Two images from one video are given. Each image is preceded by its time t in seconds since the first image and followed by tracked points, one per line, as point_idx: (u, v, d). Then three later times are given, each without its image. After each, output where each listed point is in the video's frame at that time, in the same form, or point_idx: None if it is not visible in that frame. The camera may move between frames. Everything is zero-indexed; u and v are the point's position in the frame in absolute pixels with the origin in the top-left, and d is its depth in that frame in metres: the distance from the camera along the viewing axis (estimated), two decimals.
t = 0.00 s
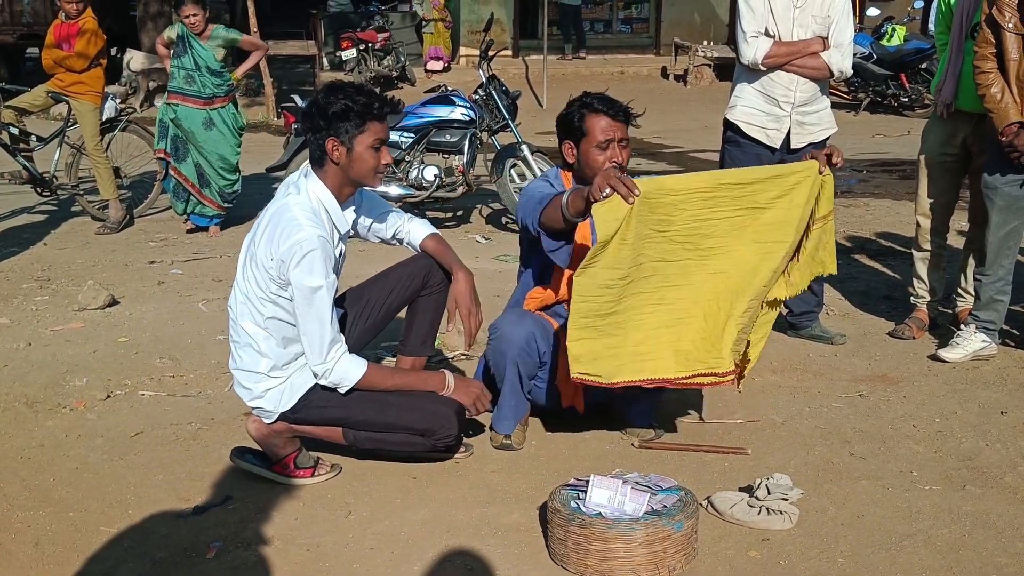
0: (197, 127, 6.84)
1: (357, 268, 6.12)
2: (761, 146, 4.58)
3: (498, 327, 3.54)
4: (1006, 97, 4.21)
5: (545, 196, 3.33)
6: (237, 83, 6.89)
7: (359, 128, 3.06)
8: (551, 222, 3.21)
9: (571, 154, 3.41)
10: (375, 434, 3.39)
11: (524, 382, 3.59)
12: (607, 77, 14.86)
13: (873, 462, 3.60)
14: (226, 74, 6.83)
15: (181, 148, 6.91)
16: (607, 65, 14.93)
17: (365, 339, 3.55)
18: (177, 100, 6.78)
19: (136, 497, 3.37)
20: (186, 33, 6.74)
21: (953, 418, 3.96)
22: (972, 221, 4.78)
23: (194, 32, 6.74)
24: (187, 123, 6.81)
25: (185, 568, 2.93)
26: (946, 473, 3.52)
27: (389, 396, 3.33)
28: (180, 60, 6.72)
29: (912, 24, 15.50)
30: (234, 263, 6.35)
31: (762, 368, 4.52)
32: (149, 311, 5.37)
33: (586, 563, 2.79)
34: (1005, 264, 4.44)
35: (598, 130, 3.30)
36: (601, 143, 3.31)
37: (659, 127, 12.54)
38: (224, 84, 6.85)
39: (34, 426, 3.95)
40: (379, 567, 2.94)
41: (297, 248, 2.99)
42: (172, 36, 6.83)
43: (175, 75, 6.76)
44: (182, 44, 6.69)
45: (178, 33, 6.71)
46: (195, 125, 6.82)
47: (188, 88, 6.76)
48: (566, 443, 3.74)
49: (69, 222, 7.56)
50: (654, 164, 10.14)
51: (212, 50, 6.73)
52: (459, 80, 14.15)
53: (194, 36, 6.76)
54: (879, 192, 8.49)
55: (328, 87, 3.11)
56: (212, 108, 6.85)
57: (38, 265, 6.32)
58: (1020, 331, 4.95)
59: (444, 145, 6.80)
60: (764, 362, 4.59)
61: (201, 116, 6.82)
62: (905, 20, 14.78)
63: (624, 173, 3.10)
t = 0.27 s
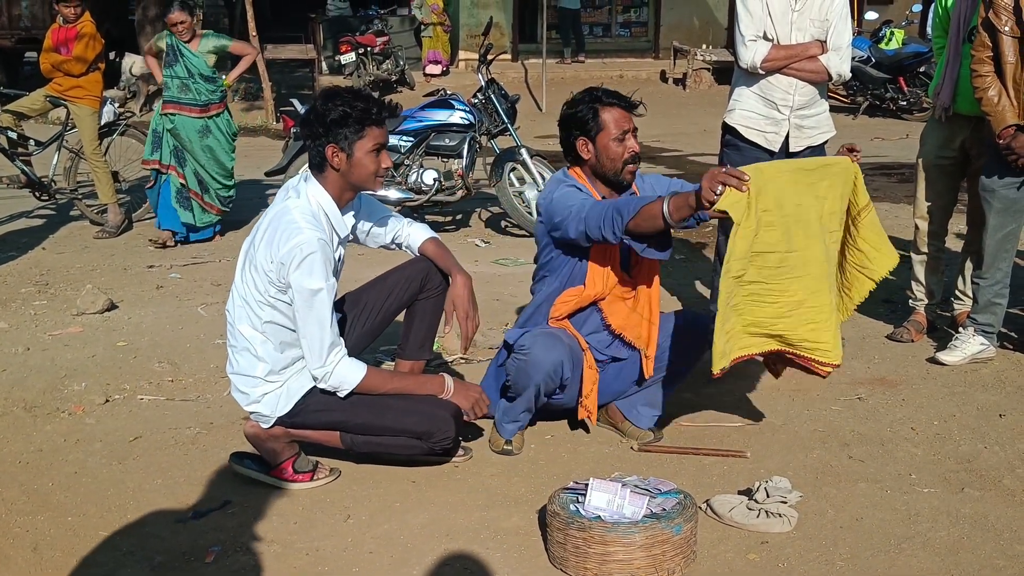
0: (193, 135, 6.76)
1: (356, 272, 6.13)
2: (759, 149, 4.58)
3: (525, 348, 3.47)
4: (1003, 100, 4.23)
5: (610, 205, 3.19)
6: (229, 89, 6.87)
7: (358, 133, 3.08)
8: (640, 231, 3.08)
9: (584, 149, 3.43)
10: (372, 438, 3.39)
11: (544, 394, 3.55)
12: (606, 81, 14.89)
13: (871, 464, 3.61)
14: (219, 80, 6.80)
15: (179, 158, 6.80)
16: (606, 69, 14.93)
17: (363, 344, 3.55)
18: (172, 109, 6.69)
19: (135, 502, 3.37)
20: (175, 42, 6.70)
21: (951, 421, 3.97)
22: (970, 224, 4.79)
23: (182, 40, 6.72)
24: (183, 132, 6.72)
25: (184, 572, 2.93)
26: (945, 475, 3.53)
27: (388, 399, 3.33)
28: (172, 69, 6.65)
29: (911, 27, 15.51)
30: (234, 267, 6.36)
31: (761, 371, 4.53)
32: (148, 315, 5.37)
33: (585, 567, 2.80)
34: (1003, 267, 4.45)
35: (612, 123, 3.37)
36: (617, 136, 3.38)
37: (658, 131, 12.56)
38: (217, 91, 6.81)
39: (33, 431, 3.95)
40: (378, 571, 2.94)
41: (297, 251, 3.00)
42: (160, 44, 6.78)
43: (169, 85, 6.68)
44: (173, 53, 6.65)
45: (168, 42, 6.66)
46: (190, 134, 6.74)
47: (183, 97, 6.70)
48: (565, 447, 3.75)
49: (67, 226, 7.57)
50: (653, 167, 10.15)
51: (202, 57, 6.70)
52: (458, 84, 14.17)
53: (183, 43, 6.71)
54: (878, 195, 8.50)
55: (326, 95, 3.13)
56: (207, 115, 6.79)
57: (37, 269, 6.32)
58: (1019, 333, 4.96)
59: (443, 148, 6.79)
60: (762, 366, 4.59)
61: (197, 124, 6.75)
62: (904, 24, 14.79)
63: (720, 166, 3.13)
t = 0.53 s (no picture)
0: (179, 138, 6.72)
1: (354, 275, 6.13)
2: (757, 153, 4.58)
3: (557, 371, 3.43)
4: (1000, 104, 4.23)
5: (645, 198, 3.18)
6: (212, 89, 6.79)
7: (359, 133, 3.08)
8: (676, 225, 3.08)
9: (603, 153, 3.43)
10: (369, 441, 3.38)
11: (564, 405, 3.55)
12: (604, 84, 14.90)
13: (869, 468, 3.61)
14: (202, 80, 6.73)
15: (167, 163, 6.78)
16: (604, 72, 14.93)
17: (362, 347, 3.55)
18: (156, 115, 6.65)
19: (132, 505, 3.36)
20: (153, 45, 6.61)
21: (949, 424, 3.97)
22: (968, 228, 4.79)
23: (160, 42, 6.63)
24: (167, 137, 6.69)
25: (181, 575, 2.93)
26: (942, 479, 3.53)
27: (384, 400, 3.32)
28: (153, 73, 6.57)
29: (909, 31, 15.53)
30: (231, 270, 6.35)
31: (759, 375, 4.53)
32: (146, 318, 5.37)
33: (582, 571, 2.79)
34: (1000, 270, 4.45)
35: (628, 123, 3.39)
36: (633, 136, 3.40)
37: (656, 135, 12.57)
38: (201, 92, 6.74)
39: (30, 433, 3.94)
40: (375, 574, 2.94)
41: (294, 253, 2.99)
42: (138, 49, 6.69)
43: (152, 90, 6.61)
44: (152, 57, 6.55)
45: (146, 46, 6.57)
46: (175, 137, 6.71)
47: (166, 101, 6.63)
48: (564, 450, 3.75)
49: (65, 228, 7.56)
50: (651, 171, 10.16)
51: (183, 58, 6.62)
52: (457, 87, 14.18)
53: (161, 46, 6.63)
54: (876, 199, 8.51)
55: (321, 97, 3.11)
56: (193, 118, 6.74)
57: (34, 272, 6.32)
58: (1016, 337, 4.96)
59: (441, 152, 6.76)
60: (760, 369, 4.59)
61: (182, 127, 6.70)
62: (902, 28, 14.81)
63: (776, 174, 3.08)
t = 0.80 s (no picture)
0: (162, 140, 6.52)
1: (350, 278, 6.12)
2: (755, 157, 4.58)
3: (569, 384, 3.43)
4: (994, 107, 4.24)
5: (655, 201, 3.19)
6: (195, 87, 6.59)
7: (358, 130, 3.09)
8: (687, 228, 3.11)
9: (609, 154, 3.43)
10: (363, 444, 3.38)
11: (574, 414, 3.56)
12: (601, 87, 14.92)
13: (865, 472, 3.61)
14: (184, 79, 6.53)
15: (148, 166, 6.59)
16: (601, 76, 14.94)
17: (361, 351, 3.55)
18: (138, 116, 6.48)
19: (127, 507, 3.36)
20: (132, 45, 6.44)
21: (945, 428, 3.98)
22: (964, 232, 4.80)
23: (139, 41, 6.45)
24: (150, 138, 6.49)
25: None
26: (938, 483, 3.53)
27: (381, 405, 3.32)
28: (133, 74, 6.41)
29: (905, 36, 15.55)
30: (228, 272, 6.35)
31: (755, 379, 4.53)
32: (141, 319, 5.36)
33: (578, 574, 2.79)
34: (995, 275, 4.46)
35: (638, 124, 3.39)
36: (643, 137, 3.39)
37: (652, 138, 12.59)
38: (183, 91, 6.55)
39: (25, 435, 3.94)
40: None
41: (289, 255, 3.00)
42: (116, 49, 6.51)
43: (132, 90, 6.44)
44: (132, 57, 6.40)
45: (125, 45, 6.41)
46: (159, 139, 6.50)
47: (148, 101, 6.46)
48: (560, 454, 3.75)
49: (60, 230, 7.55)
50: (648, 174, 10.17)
51: (163, 55, 6.46)
52: (454, 90, 14.19)
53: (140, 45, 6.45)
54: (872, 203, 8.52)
55: (316, 96, 3.09)
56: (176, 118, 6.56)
57: (30, 273, 6.31)
58: (1012, 341, 4.97)
59: (438, 154, 6.80)
60: (756, 373, 4.59)
61: (165, 129, 6.51)
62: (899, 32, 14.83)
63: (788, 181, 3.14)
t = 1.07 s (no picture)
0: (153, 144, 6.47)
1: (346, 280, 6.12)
2: (752, 158, 4.59)
3: (574, 395, 3.44)
4: (985, 109, 4.27)
5: (657, 203, 3.19)
6: (185, 91, 6.53)
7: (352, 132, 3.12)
8: (689, 233, 3.11)
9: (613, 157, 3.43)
10: (362, 442, 3.40)
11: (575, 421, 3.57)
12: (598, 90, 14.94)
13: (861, 474, 3.61)
14: (173, 83, 6.46)
15: (135, 171, 6.51)
16: (597, 78, 14.96)
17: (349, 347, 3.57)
18: (128, 121, 6.39)
19: (123, 510, 3.35)
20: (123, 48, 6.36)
21: (940, 431, 3.98)
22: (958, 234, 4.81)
23: (130, 44, 6.37)
24: (142, 141, 6.41)
25: None
26: (933, 486, 3.53)
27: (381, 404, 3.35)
28: (123, 77, 6.33)
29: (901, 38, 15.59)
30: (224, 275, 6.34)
31: (751, 381, 4.54)
32: (137, 322, 5.35)
33: None
34: (989, 278, 4.46)
35: (643, 127, 3.39)
36: (647, 139, 3.40)
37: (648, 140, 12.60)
38: (173, 95, 6.48)
39: (21, 438, 3.93)
40: None
41: (300, 260, 2.99)
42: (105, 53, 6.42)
43: (122, 94, 6.35)
44: (122, 60, 6.31)
45: (115, 48, 6.32)
46: (150, 142, 6.44)
47: (137, 106, 6.38)
48: (556, 456, 3.75)
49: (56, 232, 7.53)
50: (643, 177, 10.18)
51: (155, 59, 6.39)
52: (450, 92, 14.19)
53: (131, 48, 6.37)
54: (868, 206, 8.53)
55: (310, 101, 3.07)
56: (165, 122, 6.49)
57: (25, 276, 6.30)
58: (1007, 344, 4.98)
59: (433, 157, 6.79)
60: (752, 375, 4.60)
61: (155, 133, 6.44)
62: (894, 35, 14.86)
63: (791, 188, 3.14)
